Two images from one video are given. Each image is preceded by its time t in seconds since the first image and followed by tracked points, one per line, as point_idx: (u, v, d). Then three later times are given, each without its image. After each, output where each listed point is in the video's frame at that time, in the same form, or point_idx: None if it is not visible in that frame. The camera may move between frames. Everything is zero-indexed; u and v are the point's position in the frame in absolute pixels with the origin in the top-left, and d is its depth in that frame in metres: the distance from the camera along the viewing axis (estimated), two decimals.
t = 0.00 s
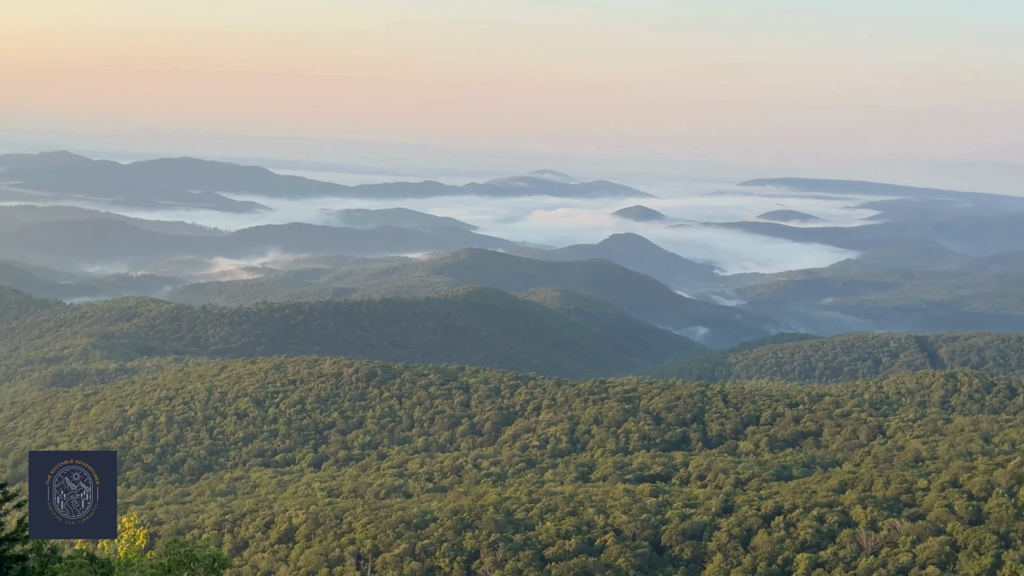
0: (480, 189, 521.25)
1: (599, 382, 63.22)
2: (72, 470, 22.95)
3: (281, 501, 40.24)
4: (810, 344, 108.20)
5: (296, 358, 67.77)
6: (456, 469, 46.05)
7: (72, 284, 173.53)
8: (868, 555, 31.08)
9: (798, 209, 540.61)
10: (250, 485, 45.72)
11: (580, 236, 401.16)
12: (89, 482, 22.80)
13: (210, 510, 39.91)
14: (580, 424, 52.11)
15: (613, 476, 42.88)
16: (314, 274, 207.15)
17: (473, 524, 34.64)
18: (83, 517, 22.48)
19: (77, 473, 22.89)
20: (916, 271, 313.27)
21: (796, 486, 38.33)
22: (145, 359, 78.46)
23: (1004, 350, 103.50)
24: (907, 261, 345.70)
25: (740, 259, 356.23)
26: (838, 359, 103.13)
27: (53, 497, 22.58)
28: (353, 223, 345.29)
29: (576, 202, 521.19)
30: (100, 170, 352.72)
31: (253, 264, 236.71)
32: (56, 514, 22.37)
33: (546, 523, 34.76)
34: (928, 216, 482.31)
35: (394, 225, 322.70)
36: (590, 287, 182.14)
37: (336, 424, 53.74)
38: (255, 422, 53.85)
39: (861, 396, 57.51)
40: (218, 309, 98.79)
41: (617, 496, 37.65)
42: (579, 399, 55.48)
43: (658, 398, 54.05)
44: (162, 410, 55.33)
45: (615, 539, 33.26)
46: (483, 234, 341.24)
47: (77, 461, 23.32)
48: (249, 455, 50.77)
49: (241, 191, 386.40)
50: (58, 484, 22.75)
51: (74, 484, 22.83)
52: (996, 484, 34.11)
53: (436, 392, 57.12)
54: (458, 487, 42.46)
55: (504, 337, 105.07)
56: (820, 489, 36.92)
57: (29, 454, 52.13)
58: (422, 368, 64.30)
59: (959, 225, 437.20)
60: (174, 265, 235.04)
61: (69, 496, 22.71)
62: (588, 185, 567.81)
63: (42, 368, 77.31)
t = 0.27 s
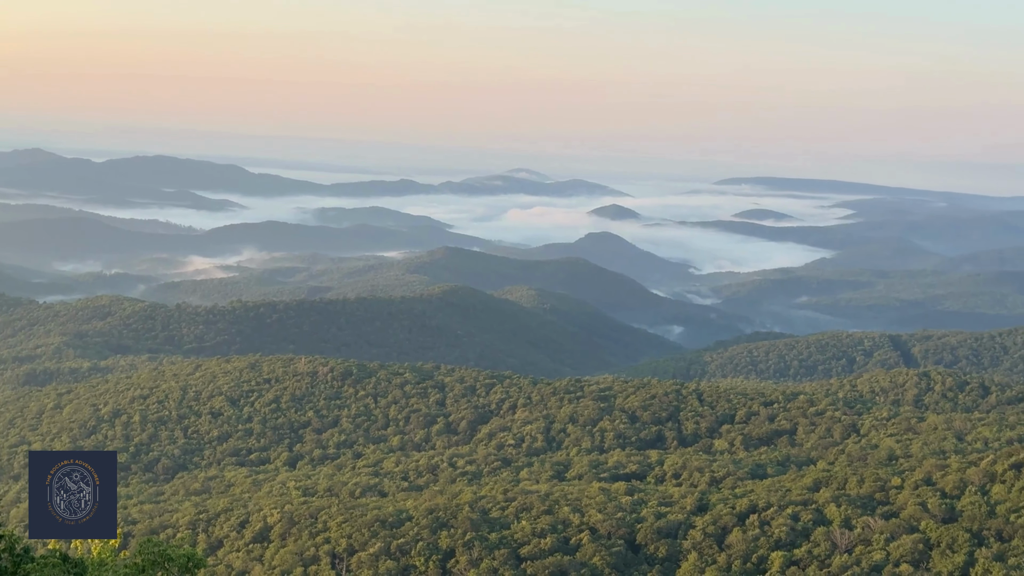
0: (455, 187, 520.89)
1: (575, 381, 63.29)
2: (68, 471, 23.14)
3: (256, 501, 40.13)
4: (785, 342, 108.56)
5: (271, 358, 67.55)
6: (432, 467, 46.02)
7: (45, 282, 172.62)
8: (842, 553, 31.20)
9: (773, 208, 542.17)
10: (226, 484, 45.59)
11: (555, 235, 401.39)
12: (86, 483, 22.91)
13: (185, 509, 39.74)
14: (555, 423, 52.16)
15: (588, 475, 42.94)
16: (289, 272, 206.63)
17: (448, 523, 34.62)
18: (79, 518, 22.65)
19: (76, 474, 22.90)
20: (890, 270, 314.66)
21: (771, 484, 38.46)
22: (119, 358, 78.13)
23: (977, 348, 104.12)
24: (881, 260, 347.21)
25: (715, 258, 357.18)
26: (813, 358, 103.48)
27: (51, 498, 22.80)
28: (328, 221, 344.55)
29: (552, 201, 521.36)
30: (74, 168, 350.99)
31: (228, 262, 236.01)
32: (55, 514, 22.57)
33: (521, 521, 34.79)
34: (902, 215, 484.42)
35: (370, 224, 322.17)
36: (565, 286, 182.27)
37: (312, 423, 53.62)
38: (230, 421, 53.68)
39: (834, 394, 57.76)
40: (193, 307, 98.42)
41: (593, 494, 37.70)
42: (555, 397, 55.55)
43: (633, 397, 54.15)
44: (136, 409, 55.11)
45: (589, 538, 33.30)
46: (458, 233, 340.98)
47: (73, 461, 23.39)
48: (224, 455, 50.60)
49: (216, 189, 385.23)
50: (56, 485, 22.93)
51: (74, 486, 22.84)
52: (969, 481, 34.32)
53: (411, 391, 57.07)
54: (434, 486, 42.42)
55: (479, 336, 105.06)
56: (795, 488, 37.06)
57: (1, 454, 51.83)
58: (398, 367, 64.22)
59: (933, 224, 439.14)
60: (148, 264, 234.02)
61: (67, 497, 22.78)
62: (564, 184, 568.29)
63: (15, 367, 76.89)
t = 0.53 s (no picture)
0: (430, 185, 520.25)
1: (549, 379, 63.34)
2: (72, 470, 23.56)
3: (230, 499, 39.99)
4: (759, 340, 108.80)
5: (245, 356, 67.31)
6: (407, 466, 45.94)
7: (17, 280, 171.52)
8: (815, 550, 31.31)
9: (747, 206, 543.91)
10: (199, 482, 45.44)
11: (530, 233, 401.54)
12: (88, 483, 23.37)
13: (158, 508, 39.60)
14: (530, 421, 52.18)
15: (562, 473, 42.98)
16: (263, 270, 206.06)
17: (422, 521, 34.60)
18: (81, 517, 23.07)
19: (77, 475, 23.46)
20: (863, 268, 316.25)
21: (745, 482, 38.57)
22: (92, 356, 77.72)
23: (949, 346, 104.86)
24: (854, 258, 348.81)
25: (689, 256, 358.12)
26: (787, 355, 103.79)
27: (54, 497, 23.29)
28: (303, 219, 343.59)
29: (527, 199, 521.36)
30: (46, 164, 348.89)
31: (202, 261, 235.00)
32: (57, 514, 23.01)
33: (496, 519, 34.77)
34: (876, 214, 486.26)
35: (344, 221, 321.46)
36: (541, 284, 182.36)
37: (285, 421, 53.51)
38: (204, 419, 53.52)
39: (808, 392, 57.98)
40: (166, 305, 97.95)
41: (568, 492, 37.73)
42: (530, 395, 55.60)
43: (608, 394, 54.26)
44: (109, 407, 54.85)
45: (565, 536, 33.31)
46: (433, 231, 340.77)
47: (75, 462, 23.81)
48: (198, 453, 50.42)
49: (190, 186, 383.75)
50: (58, 484, 23.48)
51: (74, 486, 23.39)
52: (941, 479, 34.51)
53: (386, 389, 57.02)
54: (409, 484, 42.38)
55: (455, 334, 105.05)
56: (769, 485, 37.19)
57: None
58: (374, 365, 64.12)
59: (905, 222, 441.00)
60: (121, 261, 232.97)
61: (68, 497, 23.35)
62: (539, 183, 568.22)
63: None
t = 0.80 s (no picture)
0: (405, 182, 519.61)
1: (525, 377, 63.37)
2: (73, 470, 21.43)
3: (205, 497, 39.88)
4: (734, 338, 109.18)
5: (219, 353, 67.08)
6: (382, 464, 45.91)
7: None
8: (789, 547, 31.44)
9: (722, 204, 545.47)
10: (173, 481, 45.29)
11: (505, 230, 401.56)
12: (89, 483, 21.27)
13: (132, 507, 39.41)
14: (506, 419, 52.21)
15: (538, 470, 43.01)
16: (238, 267, 205.41)
17: (397, 519, 34.56)
18: (83, 518, 21.04)
19: (76, 474, 21.35)
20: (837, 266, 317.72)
21: (720, 479, 38.67)
22: (66, 354, 77.29)
23: (922, 343, 105.59)
24: (828, 256, 350.30)
25: (664, 254, 358.97)
26: (762, 353, 104.17)
27: (52, 498, 21.25)
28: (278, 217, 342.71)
29: (502, 197, 521.62)
30: (19, 161, 346.80)
31: (176, 258, 234.17)
32: (57, 515, 21.03)
33: (471, 517, 34.75)
34: (850, 212, 488.39)
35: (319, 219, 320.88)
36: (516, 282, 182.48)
37: (261, 419, 53.35)
38: (178, 418, 53.32)
39: (782, 390, 58.20)
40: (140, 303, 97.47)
41: (543, 490, 37.76)
42: (506, 392, 55.65)
43: (583, 392, 54.34)
44: (83, 406, 54.56)
45: (540, 534, 33.31)
46: (408, 229, 340.57)
47: (76, 458, 21.64)
48: (172, 451, 50.21)
49: (164, 182, 382.04)
50: (58, 485, 21.35)
51: (73, 487, 21.31)
52: (915, 475, 34.68)
53: (361, 387, 56.97)
54: (384, 482, 42.34)
55: (430, 331, 105.01)
56: (743, 482, 37.30)
57: None
58: (349, 362, 64.01)
59: (879, 221, 443.14)
60: (95, 258, 231.75)
61: (67, 498, 21.31)
62: (514, 180, 568.46)
63: None
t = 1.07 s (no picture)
0: (381, 179, 518.73)
1: (501, 374, 63.32)
2: (73, 470, 22.55)
3: (180, 495, 39.77)
4: (710, 335, 109.39)
5: (194, 351, 66.82)
6: (358, 461, 45.83)
7: None
8: (764, 544, 31.53)
9: (697, 202, 546.70)
10: (148, 479, 45.11)
11: (481, 228, 401.57)
12: (90, 481, 22.32)
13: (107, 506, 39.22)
14: (482, 416, 52.18)
15: (514, 467, 43.01)
16: (213, 265, 204.56)
17: (374, 517, 34.49)
18: (82, 517, 22.12)
19: (77, 475, 22.42)
20: (812, 263, 318.80)
21: (696, 476, 38.75)
22: (40, 352, 76.82)
23: (897, 340, 106.00)
24: (803, 253, 351.52)
25: (640, 251, 359.54)
26: (737, 350, 104.43)
27: (53, 497, 22.30)
28: (253, 214, 341.53)
29: (478, 194, 521.45)
30: None
31: (150, 255, 233.01)
32: (57, 514, 22.07)
33: (448, 515, 34.74)
34: (825, 210, 490.23)
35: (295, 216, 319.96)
36: (492, 279, 182.38)
37: (236, 417, 53.21)
38: (153, 416, 53.08)
39: (757, 387, 58.38)
40: (115, 301, 96.96)
41: (519, 487, 37.78)
42: (481, 390, 55.66)
43: (559, 389, 54.40)
44: (56, 404, 54.24)
45: (515, 531, 33.31)
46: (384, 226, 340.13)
47: (75, 460, 22.78)
48: (147, 450, 49.96)
49: (138, 179, 380.20)
50: (59, 483, 22.43)
51: (74, 487, 22.38)
52: (889, 472, 34.85)
53: (337, 384, 56.88)
54: (360, 480, 42.26)
55: (406, 329, 104.91)
56: (719, 480, 37.41)
57: None
58: (324, 360, 63.84)
59: (854, 218, 444.83)
60: (69, 256, 230.62)
61: (68, 497, 22.31)
62: (490, 177, 568.27)
63: None
